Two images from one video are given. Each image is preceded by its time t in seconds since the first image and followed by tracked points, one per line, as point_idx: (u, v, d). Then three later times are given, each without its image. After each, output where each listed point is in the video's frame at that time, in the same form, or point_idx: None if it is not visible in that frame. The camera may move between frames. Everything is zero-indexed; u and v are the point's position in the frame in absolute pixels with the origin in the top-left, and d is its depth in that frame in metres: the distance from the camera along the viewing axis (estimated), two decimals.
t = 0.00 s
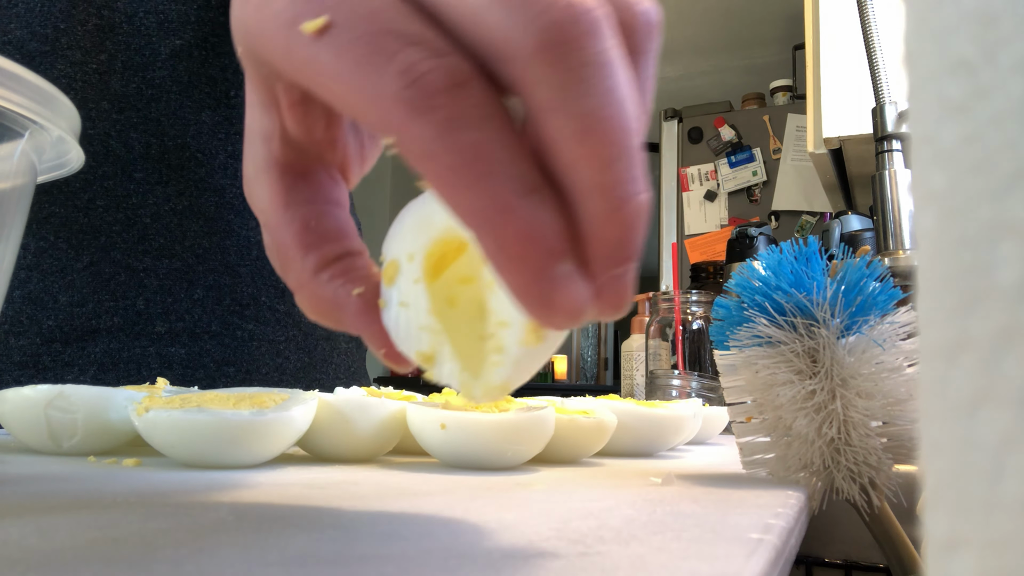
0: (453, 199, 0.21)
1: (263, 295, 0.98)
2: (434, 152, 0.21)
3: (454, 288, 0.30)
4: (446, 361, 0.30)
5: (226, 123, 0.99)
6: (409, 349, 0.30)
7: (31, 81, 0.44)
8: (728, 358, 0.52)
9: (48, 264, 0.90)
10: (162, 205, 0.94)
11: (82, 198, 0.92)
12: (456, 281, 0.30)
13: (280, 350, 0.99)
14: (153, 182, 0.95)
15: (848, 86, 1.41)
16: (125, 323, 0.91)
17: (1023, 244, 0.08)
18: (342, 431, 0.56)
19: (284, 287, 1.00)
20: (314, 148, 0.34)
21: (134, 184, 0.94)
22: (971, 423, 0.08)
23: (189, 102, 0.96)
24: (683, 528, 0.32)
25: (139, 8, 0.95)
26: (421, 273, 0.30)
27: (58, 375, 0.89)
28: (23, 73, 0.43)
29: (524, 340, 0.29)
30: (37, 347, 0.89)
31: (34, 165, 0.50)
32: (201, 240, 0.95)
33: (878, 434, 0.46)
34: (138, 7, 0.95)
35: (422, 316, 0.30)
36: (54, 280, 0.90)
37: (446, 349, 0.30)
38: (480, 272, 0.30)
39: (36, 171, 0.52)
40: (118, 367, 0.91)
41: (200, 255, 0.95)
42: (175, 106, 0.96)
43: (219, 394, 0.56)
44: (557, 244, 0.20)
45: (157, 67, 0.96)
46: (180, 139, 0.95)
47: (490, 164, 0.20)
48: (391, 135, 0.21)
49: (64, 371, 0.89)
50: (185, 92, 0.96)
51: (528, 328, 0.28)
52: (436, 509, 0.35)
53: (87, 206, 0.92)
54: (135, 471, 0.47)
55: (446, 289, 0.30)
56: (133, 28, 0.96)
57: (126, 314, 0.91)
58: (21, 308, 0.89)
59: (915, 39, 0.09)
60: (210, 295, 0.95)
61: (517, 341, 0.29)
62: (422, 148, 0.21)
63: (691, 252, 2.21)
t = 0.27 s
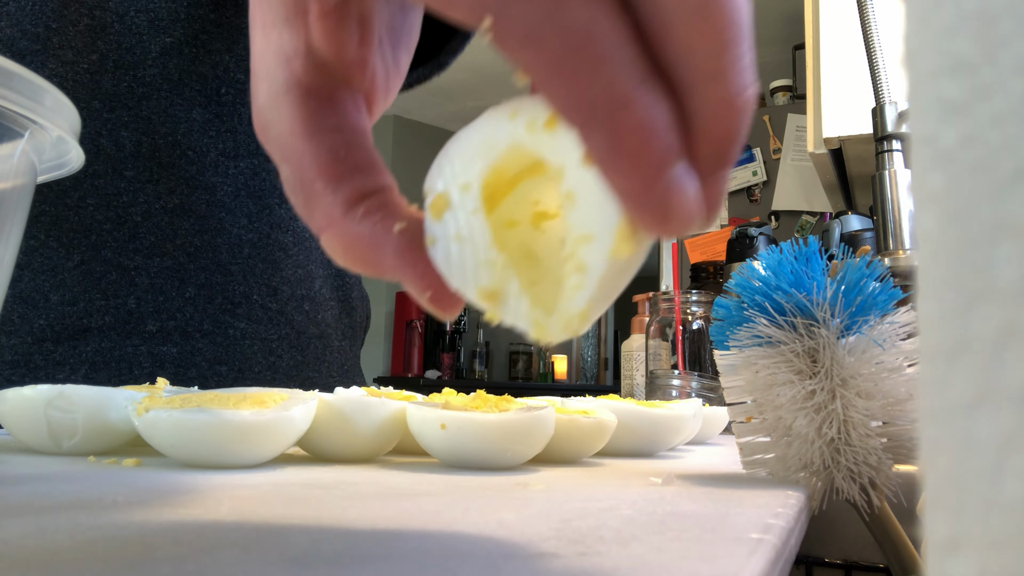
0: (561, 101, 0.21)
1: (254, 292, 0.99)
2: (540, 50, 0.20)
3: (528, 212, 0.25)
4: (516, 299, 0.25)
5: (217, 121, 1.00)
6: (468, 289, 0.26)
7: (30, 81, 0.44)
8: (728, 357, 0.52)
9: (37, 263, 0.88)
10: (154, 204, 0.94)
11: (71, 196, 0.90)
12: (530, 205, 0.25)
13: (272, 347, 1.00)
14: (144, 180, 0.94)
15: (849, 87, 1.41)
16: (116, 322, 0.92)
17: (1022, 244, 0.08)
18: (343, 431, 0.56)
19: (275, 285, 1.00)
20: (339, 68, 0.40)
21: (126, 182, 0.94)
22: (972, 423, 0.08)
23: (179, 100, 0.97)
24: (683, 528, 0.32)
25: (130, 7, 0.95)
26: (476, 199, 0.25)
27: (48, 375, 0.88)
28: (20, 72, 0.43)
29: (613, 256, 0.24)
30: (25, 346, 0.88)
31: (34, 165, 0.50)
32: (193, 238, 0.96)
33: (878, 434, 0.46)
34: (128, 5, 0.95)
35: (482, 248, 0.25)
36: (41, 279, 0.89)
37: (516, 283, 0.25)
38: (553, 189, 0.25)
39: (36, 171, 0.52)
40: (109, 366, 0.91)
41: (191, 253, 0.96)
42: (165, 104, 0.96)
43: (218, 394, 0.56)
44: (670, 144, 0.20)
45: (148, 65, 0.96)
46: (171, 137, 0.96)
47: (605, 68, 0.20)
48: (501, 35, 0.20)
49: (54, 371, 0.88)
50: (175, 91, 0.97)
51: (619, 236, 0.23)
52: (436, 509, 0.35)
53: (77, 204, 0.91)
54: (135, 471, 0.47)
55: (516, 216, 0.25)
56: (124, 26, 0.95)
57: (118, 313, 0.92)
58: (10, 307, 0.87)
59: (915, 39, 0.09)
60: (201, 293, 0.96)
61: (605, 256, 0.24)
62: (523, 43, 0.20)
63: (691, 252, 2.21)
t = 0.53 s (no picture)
0: (648, 79, 0.21)
1: (248, 292, 0.98)
2: (626, 31, 0.22)
3: (583, 189, 0.24)
4: (581, 272, 0.24)
5: (211, 121, 0.99)
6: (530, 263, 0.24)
7: (28, 80, 0.43)
8: (728, 358, 0.52)
9: (32, 263, 0.89)
10: (148, 204, 0.95)
11: (66, 196, 0.91)
12: (584, 184, 0.24)
13: (266, 348, 0.99)
14: (138, 180, 0.94)
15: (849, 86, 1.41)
16: (110, 322, 0.92)
17: None
18: (343, 432, 0.56)
19: (269, 285, 0.99)
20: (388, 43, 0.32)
21: (119, 182, 0.94)
22: (971, 422, 0.08)
23: (173, 100, 0.97)
24: (683, 528, 0.32)
25: (124, 8, 0.96)
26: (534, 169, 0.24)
27: (41, 374, 0.89)
28: (18, 71, 0.42)
29: (683, 228, 0.23)
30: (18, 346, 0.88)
31: (34, 165, 0.50)
32: (187, 239, 0.96)
33: (878, 434, 0.46)
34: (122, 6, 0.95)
35: (545, 221, 0.23)
36: (36, 279, 0.89)
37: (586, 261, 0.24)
38: (610, 164, 0.24)
39: (36, 171, 0.52)
40: (103, 366, 0.91)
41: (185, 254, 0.96)
42: (159, 104, 0.96)
43: (218, 394, 0.56)
44: (748, 121, 0.22)
45: (143, 66, 0.96)
46: (164, 138, 0.96)
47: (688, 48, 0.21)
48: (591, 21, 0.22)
49: (49, 370, 0.88)
50: (169, 91, 0.97)
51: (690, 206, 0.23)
52: (437, 509, 0.35)
53: (72, 205, 0.91)
54: (135, 471, 0.47)
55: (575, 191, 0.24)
56: (118, 27, 0.96)
57: (113, 313, 0.92)
58: (6, 307, 0.88)
59: (916, 39, 0.09)
60: (195, 294, 0.96)
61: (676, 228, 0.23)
62: (612, 27, 0.22)
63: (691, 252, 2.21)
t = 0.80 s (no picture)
0: (699, 70, 0.27)
1: (247, 292, 0.99)
2: (687, 29, 0.27)
3: (605, 182, 0.29)
4: (607, 259, 0.28)
5: (209, 120, 0.99)
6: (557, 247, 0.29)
7: (28, 79, 0.43)
8: (728, 358, 0.52)
9: (30, 263, 0.89)
10: (146, 203, 0.94)
11: (63, 195, 0.90)
12: (605, 176, 0.29)
13: (264, 347, 1.00)
14: (136, 179, 0.94)
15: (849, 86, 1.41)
16: (108, 321, 0.91)
17: None
18: (343, 432, 0.56)
19: (267, 284, 1.00)
20: (415, 24, 0.36)
21: (117, 181, 0.93)
22: (972, 423, 0.08)
23: (169, 99, 0.97)
24: (683, 528, 0.32)
25: (121, 8, 0.95)
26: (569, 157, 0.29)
27: (38, 374, 0.88)
28: (17, 70, 0.42)
29: (717, 216, 0.27)
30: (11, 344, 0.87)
31: (34, 165, 0.50)
32: (185, 238, 0.96)
33: (878, 434, 0.46)
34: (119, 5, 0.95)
35: (575, 206, 0.28)
36: (32, 278, 0.89)
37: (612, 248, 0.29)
38: (632, 161, 0.29)
39: (36, 170, 0.52)
40: (101, 365, 0.90)
41: (183, 253, 0.96)
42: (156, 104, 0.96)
43: (219, 394, 0.56)
44: (791, 109, 0.26)
45: (140, 65, 0.97)
46: (162, 137, 0.96)
47: (739, 39, 0.26)
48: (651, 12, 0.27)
49: (47, 370, 0.88)
50: (167, 90, 0.97)
51: (726, 195, 0.26)
52: (438, 509, 0.35)
53: (70, 204, 0.90)
54: (135, 471, 0.47)
55: (598, 183, 0.29)
56: (116, 26, 0.95)
57: (111, 312, 0.91)
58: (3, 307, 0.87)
59: (915, 39, 0.09)
60: (193, 293, 0.96)
61: (709, 216, 0.27)
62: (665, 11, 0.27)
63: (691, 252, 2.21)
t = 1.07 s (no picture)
0: (674, 60, 0.26)
1: (247, 292, 0.99)
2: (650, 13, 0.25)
3: (590, 177, 0.30)
4: (582, 250, 0.28)
5: (209, 121, 0.99)
6: (533, 238, 0.29)
7: (28, 79, 0.43)
8: (728, 357, 0.52)
9: (30, 263, 0.89)
10: (146, 204, 0.94)
11: (64, 196, 0.90)
12: (590, 172, 0.30)
13: (265, 347, 1.00)
14: (136, 180, 0.94)
15: (849, 86, 1.41)
16: (109, 322, 0.91)
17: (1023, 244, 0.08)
18: (343, 432, 0.56)
19: (267, 284, 1.00)
20: (392, 18, 0.37)
21: (117, 182, 0.93)
22: (971, 422, 0.08)
23: (170, 100, 0.97)
24: (683, 528, 0.32)
25: (121, 9, 0.95)
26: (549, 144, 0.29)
27: (38, 375, 0.88)
28: (17, 70, 0.42)
29: (690, 206, 0.27)
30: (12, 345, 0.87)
31: (34, 165, 0.50)
32: (185, 239, 0.96)
33: (878, 434, 0.46)
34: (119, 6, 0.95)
35: (551, 197, 0.29)
36: (33, 279, 0.89)
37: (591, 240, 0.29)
38: (617, 155, 0.30)
39: (36, 171, 0.52)
40: (102, 366, 0.90)
41: (183, 253, 0.96)
42: (157, 104, 0.96)
43: (219, 394, 0.56)
44: (762, 92, 0.26)
45: (140, 66, 0.97)
46: (162, 138, 0.96)
47: (713, 15, 0.25)
48: None
49: (48, 370, 0.88)
50: (167, 91, 0.97)
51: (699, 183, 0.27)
52: (439, 509, 0.35)
53: (70, 205, 0.90)
54: (135, 471, 0.47)
55: (581, 177, 0.30)
56: (116, 28, 0.95)
57: (111, 313, 0.91)
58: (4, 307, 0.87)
59: (915, 39, 0.09)
60: (193, 294, 0.96)
61: (683, 205, 0.27)
62: None
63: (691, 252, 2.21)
